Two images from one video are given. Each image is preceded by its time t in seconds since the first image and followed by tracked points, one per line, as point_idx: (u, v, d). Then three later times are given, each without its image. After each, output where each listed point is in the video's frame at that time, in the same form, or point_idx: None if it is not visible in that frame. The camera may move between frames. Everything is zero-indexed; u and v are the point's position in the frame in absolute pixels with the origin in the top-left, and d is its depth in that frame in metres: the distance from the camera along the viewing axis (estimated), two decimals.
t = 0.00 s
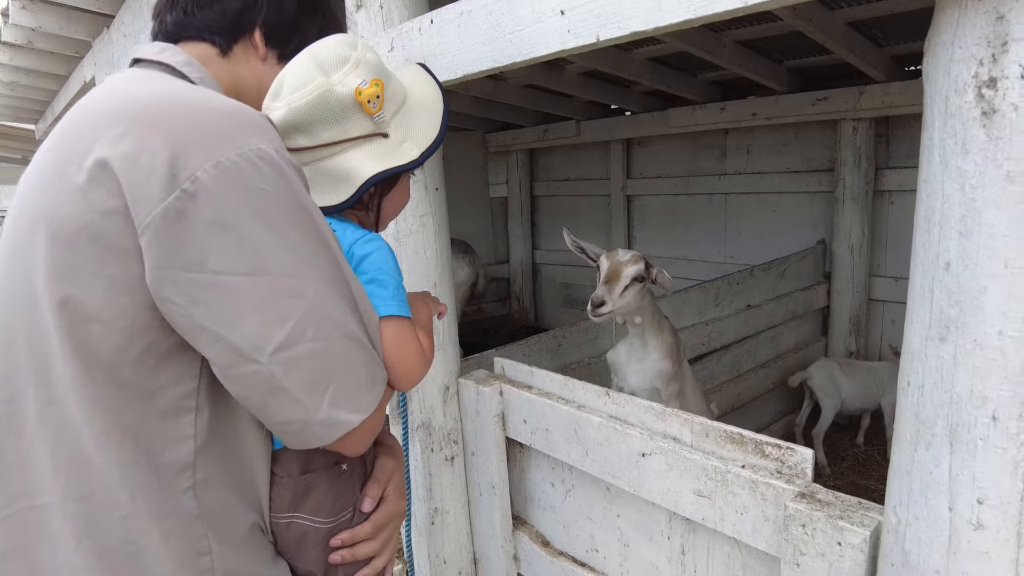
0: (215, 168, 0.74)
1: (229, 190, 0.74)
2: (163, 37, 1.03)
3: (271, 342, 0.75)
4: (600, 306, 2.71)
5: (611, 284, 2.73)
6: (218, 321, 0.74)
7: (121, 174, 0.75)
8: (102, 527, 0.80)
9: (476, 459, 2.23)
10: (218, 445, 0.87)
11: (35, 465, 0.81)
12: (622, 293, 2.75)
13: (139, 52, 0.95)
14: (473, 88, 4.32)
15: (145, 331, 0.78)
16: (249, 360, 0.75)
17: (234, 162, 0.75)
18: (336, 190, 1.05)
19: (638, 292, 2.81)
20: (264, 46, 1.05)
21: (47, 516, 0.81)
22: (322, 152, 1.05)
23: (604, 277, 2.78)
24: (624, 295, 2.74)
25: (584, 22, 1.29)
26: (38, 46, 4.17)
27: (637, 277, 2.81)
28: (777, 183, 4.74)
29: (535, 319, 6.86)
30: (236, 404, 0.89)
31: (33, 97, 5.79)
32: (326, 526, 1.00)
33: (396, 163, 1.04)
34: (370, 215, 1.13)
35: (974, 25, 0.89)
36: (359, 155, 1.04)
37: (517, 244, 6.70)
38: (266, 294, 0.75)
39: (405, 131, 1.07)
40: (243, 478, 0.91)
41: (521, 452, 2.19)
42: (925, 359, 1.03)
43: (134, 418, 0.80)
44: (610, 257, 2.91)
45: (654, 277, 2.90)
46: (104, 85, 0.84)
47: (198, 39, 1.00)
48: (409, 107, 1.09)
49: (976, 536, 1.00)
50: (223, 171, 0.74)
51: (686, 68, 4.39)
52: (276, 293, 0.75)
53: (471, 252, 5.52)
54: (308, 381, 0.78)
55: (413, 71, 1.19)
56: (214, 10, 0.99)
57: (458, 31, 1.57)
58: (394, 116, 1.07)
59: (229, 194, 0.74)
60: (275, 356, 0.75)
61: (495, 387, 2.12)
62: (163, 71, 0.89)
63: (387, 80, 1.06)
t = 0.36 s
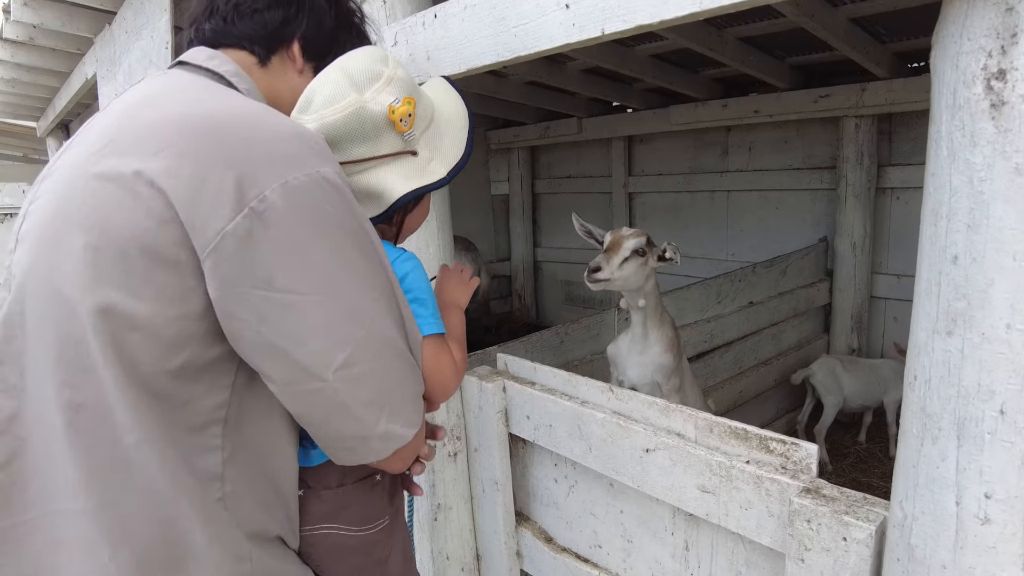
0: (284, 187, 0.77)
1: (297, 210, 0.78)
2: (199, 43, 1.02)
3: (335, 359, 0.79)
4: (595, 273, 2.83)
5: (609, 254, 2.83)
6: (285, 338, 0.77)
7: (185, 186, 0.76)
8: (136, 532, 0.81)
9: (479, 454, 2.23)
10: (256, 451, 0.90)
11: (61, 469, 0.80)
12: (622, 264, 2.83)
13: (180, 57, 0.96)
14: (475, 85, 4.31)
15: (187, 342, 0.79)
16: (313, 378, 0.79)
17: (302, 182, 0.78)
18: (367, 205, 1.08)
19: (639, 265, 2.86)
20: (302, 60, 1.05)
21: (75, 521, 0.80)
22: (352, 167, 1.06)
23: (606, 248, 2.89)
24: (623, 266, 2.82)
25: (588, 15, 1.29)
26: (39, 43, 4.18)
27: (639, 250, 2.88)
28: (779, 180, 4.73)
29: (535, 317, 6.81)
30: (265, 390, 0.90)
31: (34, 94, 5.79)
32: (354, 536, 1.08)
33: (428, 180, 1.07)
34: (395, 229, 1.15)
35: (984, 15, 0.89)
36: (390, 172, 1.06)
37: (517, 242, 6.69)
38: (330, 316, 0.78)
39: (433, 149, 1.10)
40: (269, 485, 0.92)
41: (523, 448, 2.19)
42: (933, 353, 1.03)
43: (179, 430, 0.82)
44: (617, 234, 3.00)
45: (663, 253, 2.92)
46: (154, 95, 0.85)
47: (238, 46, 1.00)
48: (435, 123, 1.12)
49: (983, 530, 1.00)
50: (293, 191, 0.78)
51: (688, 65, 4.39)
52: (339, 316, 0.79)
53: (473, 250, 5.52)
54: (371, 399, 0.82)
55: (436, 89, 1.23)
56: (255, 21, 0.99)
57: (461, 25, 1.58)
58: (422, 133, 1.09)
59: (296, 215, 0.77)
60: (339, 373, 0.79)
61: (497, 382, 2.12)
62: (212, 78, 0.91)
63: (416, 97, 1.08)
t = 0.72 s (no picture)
0: (307, 157, 0.78)
1: (321, 180, 0.79)
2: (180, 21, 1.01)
3: (370, 328, 0.81)
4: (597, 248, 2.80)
5: (614, 232, 2.80)
6: (323, 309, 0.79)
7: (213, 169, 0.77)
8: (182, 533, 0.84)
9: (484, 452, 2.23)
10: (291, 415, 0.92)
11: (105, 472, 0.83)
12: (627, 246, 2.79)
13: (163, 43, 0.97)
14: (478, 83, 4.31)
15: (220, 332, 0.81)
16: (352, 347, 0.80)
17: (323, 151, 0.79)
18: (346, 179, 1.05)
19: (644, 247, 2.80)
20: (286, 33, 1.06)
21: (123, 521, 0.84)
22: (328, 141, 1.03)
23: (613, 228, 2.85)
24: (627, 248, 2.78)
25: (597, 13, 1.29)
26: (41, 42, 4.17)
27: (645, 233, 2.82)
28: (782, 178, 4.73)
29: (538, 314, 6.90)
30: (304, 363, 0.93)
31: (37, 92, 5.80)
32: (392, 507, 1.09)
33: (402, 144, 1.03)
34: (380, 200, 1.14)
35: (996, 13, 0.89)
36: (365, 141, 1.03)
37: (519, 240, 6.69)
38: (363, 281, 0.80)
39: (406, 112, 1.06)
40: (305, 462, 0.95)
41: (528, 445, 2.20)
42: (942, 351, 1.03)
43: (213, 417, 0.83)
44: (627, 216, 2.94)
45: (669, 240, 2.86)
46: (159, 80, 0.84)
47: (222, 24, 1.00)
48: (406, 86, 1.08)
49: (993, 530, 1.00)
50: (316, 161, 0.79)
51: (691, 63, 4.38)
52: (372, 280, 0.81)
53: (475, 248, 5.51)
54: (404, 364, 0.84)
55: (405, 50, 1.17)
56: None
57: (468, 22, 1.58)
58: (392, 97, 1.05)
59: (321, 182, 0.79)
60: (377, 341, 0.81)
61: (502, 380, 2.12)
62: (207, 58, 0.92)
63: (382, 60, 1.04)
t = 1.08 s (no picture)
0: (300, 150, 0.78)
1: (316, 172, 0.79)
2: (159, 24, 1.03)
3: (370, 316, 0.81)
4: (605, 235, 2.77)
5: (623, 224, 2.73)
6: (324, 299, 0.79)
7: (210, 166, 0.77)
8: (192, 531, 0.84)
9: (487, 452, 2.24)
10: (292, 405, 0.94)
11: (106, 474, 0.83)
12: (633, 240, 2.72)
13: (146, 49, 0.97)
14: (480, 82, 4.31)
15: (226, 325, 0.82)
16: (352, 335, 0.80)
17: (314, 145, 0.80)
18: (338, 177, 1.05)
19: (649, 245, 2.73)
20: (263, 27, 1.06)
21: (123, 525, 0.83)
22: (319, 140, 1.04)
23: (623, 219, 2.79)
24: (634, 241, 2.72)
25: (601, 15, 1.29)
26: (45, 41, 4.19)
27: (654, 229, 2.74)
28: (783, 177, 4.73)
29: (541, 313, 6.92)
30: (305, 353, 0.94)
31: (40, 91, 5.81)
32: (389, 504, 1.12)
33: (392, 140, 1.03)
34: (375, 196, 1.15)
35: (1001, 18, 0.89)
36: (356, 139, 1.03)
37: (521, 239, 6.69)
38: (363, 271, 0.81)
39: (395, 108, 1.06)
40: (313, 448, 0.98)
41: (531, 445, 2.20)
42: (946, 354, 1.03)
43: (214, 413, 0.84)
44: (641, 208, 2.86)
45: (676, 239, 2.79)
46: (152, 82, 0.84)
47: (198, 22, 1.01)
48: (394, 82, 1.08)
49: (996, 530, 1.00)
50: (309, 154, 0.79)
51: (693, 62, 4.37)
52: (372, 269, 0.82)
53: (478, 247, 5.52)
54: (405, 347, 0.85)
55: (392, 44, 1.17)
56: None
57: (473, 24, 1.59)
58: (381, 93, 1.05)
59: (316, 175, 0.79)
60: (377, 329, 0.81)
61: (505, 380, 2.13)
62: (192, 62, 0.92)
63: (368, 56, 1.04)
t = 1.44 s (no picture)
0: (326, 158, 0.80)
1: (339, 178, 0.81)
2: (185, 32, 1.05)
3: (369, 320, 0.82)
4: (619, 212, 2.78)
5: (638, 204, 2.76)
6: (327, 300, 0.80)
7: (244, 163, 0.79)
8: (196, 509, 0.84)
9: (489, 450, 2.24)
10: (297, 401, 0.94)
11: (109, 453, 0.82)
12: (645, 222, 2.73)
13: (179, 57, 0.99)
14: (482, 80, 4.30)
15: (239, 316, 0.83)
16: (350, 337, 0.81)
17: (340, 153, 0.81)
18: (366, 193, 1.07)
19: (661, 232, 2.73)
20: (282, 29, 1.05)
21: (129, 505, 0.82)
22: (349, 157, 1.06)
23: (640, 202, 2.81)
24: (646, 222, 2.72)
25: (605, 13, 1.29)
26: (48, 41, 4.20)
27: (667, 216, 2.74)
28: (785, 175, 4.72)
29: (542, 311, 6.92)
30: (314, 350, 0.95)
31: (41, 90, 5.81)
32: (384, 500, 1.12)
33: (419, 158, 1.05)
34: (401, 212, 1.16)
35: (1005, 15, 0.89)
36: (384, 157, 1.04)
37: (523, 238, 6.70)
38: (365, 277, 0.81)
39: (423, 128, 1.08)
40: (312, 447, 0.97)
41: (533, 444, 2.21)
42: (949, 352, 1.03)
43: (222, 400, 0.83)
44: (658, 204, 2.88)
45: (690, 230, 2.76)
46: (192, 83, 0.86)
47: (221, 28, 1.03)
48: (423, 103, 1.10)
49: (999, 528, 1.00)
50: (334, 161, 0.81)
51: (694, 61, 4.37)
52: (376, 275, 0.82)
53: (479, 245, 5.52)
54: (401, 358, 0.85)
55: (422, 65, 1.19)
56: None
57: (476, 22, 1.59)
58: (410, 113, 1.07)
59: (339, 181, 0.81)
60: (374, 332, 0.82)
61: (507, 379, 2.13)
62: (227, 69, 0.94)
63: (400, 78, 1.06)
